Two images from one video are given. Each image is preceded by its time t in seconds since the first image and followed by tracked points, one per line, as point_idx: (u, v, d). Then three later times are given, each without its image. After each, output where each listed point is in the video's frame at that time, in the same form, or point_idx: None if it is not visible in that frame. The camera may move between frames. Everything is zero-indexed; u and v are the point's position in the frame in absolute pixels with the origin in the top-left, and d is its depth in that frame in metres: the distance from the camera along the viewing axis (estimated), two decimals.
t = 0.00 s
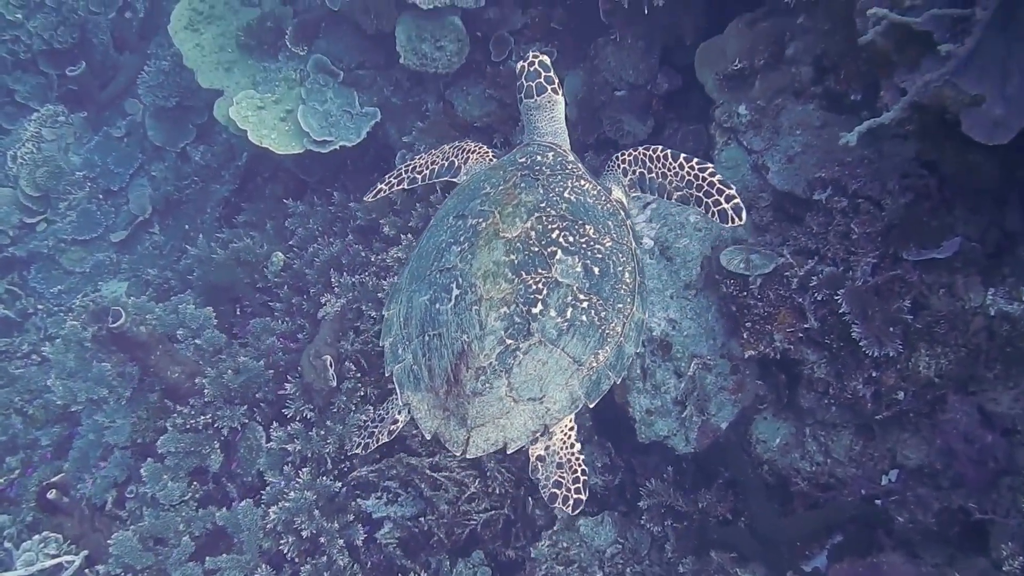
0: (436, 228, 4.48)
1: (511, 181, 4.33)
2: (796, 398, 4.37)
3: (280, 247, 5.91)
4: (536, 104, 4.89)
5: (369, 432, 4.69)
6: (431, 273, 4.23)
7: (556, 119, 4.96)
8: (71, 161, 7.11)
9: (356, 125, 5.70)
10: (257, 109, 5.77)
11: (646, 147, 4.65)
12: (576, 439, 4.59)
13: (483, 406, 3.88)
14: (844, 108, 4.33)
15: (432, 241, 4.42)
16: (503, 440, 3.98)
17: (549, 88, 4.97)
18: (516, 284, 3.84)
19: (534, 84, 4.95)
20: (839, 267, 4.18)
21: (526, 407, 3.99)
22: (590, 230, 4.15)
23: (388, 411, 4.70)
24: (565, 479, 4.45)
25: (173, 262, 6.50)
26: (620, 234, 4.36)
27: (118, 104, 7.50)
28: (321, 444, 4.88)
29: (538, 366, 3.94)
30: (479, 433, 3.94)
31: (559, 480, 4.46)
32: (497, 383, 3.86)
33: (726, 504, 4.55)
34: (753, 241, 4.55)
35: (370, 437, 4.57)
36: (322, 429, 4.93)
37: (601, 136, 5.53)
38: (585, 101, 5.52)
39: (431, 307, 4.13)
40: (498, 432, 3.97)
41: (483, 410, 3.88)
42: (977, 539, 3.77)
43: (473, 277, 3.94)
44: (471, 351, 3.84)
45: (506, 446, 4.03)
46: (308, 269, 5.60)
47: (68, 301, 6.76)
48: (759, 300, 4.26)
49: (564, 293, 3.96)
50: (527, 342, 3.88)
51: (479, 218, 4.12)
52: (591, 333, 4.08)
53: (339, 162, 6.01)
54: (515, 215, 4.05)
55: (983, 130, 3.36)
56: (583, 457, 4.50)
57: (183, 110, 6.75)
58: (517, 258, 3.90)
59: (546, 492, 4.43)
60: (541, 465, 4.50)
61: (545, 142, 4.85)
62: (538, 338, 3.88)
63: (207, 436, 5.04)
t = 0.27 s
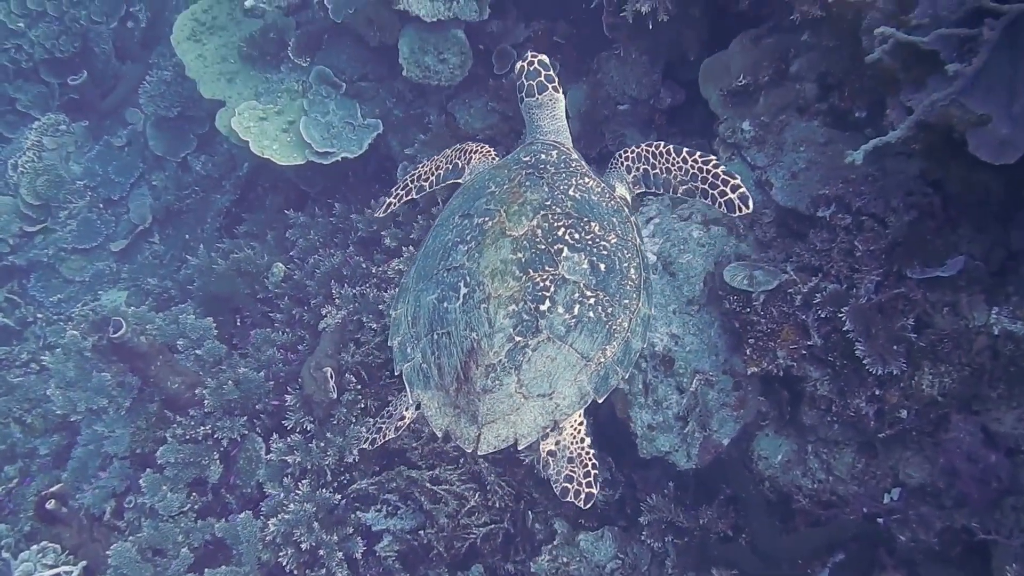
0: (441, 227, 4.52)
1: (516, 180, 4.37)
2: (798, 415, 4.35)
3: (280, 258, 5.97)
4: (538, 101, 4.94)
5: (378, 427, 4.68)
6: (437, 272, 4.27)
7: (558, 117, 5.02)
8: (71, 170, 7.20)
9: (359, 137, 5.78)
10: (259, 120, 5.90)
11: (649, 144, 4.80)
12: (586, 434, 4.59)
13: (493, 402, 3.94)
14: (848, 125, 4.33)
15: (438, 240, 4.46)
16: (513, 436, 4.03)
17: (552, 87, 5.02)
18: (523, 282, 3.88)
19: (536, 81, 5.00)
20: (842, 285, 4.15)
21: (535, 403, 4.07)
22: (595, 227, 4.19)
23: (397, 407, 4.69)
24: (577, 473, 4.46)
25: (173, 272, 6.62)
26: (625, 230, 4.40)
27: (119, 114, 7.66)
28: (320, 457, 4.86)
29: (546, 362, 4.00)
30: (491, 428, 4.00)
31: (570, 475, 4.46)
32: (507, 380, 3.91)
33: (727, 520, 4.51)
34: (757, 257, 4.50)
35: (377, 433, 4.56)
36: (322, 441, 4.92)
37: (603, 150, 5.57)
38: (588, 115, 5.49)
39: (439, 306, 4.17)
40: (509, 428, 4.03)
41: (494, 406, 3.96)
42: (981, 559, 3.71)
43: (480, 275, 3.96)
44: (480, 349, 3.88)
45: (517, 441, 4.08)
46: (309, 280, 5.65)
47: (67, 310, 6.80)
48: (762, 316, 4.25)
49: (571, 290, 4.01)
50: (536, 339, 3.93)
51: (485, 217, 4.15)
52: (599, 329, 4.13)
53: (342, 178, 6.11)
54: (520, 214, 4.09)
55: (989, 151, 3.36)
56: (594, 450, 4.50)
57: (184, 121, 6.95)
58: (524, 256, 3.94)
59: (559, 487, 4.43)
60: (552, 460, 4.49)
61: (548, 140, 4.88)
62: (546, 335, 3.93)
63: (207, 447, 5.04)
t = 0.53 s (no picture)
0: (451, 227, 4.56)
1: (525, 178, 4.40)
2: (805, 431, 4.30)
3: (287, 267, 6.03)
4: (545, 99, 4.96)
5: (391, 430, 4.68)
6: (448, 271, 4.30)
7: (564, 115, 5.03)
8: (79, 177, 7.43)
9: (367, 147, 5.81)
10: (268, 128, 5.95)
11: (658, 143, 4.91)
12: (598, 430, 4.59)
13: (507, 400, 3.96)
14: (859, 141, 4.34)
15: (448, 240, 4.50)
16: (527, 432, 4.08)
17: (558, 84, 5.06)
18: (536, 280, 3.95)
19: (543, 80, 5.03)
20: (852, 301, 4.13)
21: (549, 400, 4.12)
22: (605, 225, 4.25)
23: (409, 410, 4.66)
24: (591, 469, 4.45)
25: (179, 279, 6.77)
26: (633, 227, 4.46)
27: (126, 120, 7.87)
28: (326, 468, 4.86)
29: (559, 359, 4.05)
30: (505, 426, 4.02)
31: (584, 470, 4.46)
32: (521, 378, 3.95)
33: (733, 536, 4.48)
34: (766, 272, 4.46)
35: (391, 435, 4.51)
36: (328, 451, 4.92)
37: (611, 163, 5.61)
38: (596, 129, 5.63)
39: (451, 305, 4.21)
40: (523, 424, 4.07)
41: (508, 405, 3.98)
42: None
43: (492, 274, 4.01)
44: (493, 347, 3.92)
45: (530, 439, 4.13)
46: (316, 290, 5.68)
47: (72, 316, 6.97)
48: (771, 332, 4.23)
49: (582, 287, 4.08)
50: (548, 336, 3.99)
51: (495, 216, 4.20)
52: (610, 325, 4.20)
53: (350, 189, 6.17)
54: (531, 212, 4.14)
55: (1003, 169, 3.32)
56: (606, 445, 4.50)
57: (193, 128, 7.11)
58: (536, 255, 4.01)
59: (573, 482, 4.42)
60: (566, 456, 4.48)
61: (555, 139, 4.90)
62: (559, 332, 3.98)
63: (212, 456, 5.05)
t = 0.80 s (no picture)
0: (456, 227, 4.62)
1: (529, 177, 4.45)
2: (811, 449, 4.27)
3: (291, 276, 6.07)
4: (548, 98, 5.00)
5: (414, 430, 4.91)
6: (454, 271, 4.35)
7: (569, 114, 5.10)
8: (85, 183, 7.55)
9: (372, 156, 5.80)
10: (274, 137, 5.96)
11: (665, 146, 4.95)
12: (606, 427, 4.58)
13: (514, 398, 3.96)
14: (869, 156, 4.33)
15: (453, 240, 4.55)
16: (534, 430, 4.02)
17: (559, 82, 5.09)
18: (540, 279, 3.99)
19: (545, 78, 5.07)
20: (859, 318, 4.13)
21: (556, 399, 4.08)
22: (608, 223, 4.28)
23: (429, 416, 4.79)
24: (598, 465, 4.45)
25: (182, 286, 6.85)
26: (637, 224, 4.47)
27: (132, 127, 8.06)
28: (328, 479, 4.84)
29: (565, 357, 4.05)
30: (512, 425, 3.99)
31: (591, 467, 4.45)
32: (527, 376, 3.97)
33: (737, 553, 4.44)
34: (772, 288, 4.46)
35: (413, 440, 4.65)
36: (330, 461, 4.91)
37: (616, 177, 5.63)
38: (602, 142, 5.54)
39: (457, 304, 4.25)
40: (530, 423, 4.02)
41: (515, 402, 3.96)
42: None
43: (498, 273, 4.05)
44: (500, 345, 3.95)
45: (536, 438, 4.08)
46: (320, 299, 5.71)
47: (77, 323, 7.09)
48: (777, 348, 4.22)
49: (587, 285, 4.09)
50: (554, 334, 4.02)
51: (500, 215, 4.25)
52: (615, 322, 4.18)
53: (355, 198, 6.18)
54: (535, 211, 4.19)
55: (1013, 190, 3.29)
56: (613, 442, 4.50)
57: (199, 135, 7.20)
58: (540, 253, 4.04)
59: (580, 478, 4.41)
60: (574, 453, 4.48)
61: (559, 135, 4.99)
62: (564, 330, 4.01)
63: (213, 467, 5.02)
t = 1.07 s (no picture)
0: (458, 225, 4.58)
1: (530, 175, 4.42)
2: (813, 467, 4.23)
3: (293, 282, 6.07)
4: (551, 94, 5.01)
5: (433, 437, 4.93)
6: (456, 270, 4.33)
7: (569, 111, 5.05)
8: (87, 186, 7.58)
9: (376, 163, 5.78)
10: (277, 143, 5.95)
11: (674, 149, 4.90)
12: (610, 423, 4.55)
13: (519, 396, 3.94)
14: (876, 174, 4.32)
15: (455, 238, 4.52)
16: (538, 428, 4.05)
17: (560, 79, 5.12)
18: (543, 278, 3.96)
19: (545, 76, 5.11)
20: (863, 337, 4.12)
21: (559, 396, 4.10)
22: (610, 220, 4.27)
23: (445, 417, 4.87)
24: (603, 462, 4.43)
25: (183, 291, 6.90)
26: (639, 220, 4.48)
27: (136, 130, 8.10)
28: (326, 489, 4.82)
29: (568, 355, 4.05)
30: (516, 423, 3.99)
31: (596, 463, 4.43)
32: (531, 374, 3.95)
33: (737, 570, 4.44)
34: (776, 305, 4.44)
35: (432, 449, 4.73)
36: (329, 471, 4.88)
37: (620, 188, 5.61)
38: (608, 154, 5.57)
39: (460, 303, 4.22)
40: (533, 420, 4.04)
41: (519, 401, 3.95)
42: None
43: (500, 272, 4.01)
44: (503, 345, 3.90)
45: (540, 436, 4.09)
46: (321, 307, 5.70)
47: (76, 326, 7.12)
48: (780, 366, 4.20)
49: (590, 283, 4.07)
50: (557, 333, 3.99)
51: (502, 214, 4.22)
52: (618, 320, 4.18)
53: (359, 205, 6.20)
54: (537, 210, 4.17)
55: (1019, 214, 3.21)
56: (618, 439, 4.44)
57: (203, 139, 7.21)
58: (543, 252, 4.01)
59: (585, 475, 4.41)
60: (577, 449, 4.47)
61: (561, 134, 4.92)
62: (567, 328, 3.99)
63: (212, 475, 5.01)
